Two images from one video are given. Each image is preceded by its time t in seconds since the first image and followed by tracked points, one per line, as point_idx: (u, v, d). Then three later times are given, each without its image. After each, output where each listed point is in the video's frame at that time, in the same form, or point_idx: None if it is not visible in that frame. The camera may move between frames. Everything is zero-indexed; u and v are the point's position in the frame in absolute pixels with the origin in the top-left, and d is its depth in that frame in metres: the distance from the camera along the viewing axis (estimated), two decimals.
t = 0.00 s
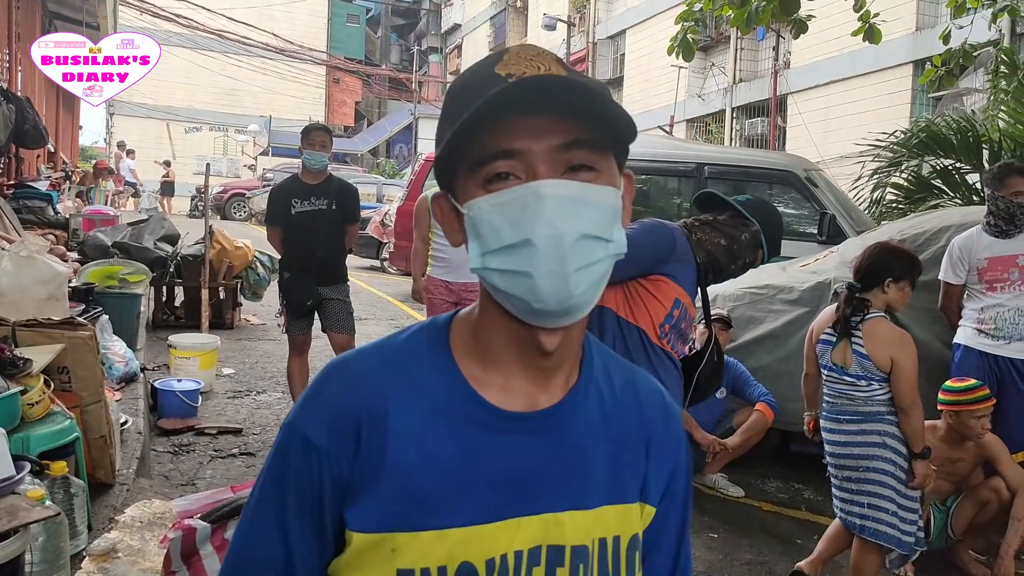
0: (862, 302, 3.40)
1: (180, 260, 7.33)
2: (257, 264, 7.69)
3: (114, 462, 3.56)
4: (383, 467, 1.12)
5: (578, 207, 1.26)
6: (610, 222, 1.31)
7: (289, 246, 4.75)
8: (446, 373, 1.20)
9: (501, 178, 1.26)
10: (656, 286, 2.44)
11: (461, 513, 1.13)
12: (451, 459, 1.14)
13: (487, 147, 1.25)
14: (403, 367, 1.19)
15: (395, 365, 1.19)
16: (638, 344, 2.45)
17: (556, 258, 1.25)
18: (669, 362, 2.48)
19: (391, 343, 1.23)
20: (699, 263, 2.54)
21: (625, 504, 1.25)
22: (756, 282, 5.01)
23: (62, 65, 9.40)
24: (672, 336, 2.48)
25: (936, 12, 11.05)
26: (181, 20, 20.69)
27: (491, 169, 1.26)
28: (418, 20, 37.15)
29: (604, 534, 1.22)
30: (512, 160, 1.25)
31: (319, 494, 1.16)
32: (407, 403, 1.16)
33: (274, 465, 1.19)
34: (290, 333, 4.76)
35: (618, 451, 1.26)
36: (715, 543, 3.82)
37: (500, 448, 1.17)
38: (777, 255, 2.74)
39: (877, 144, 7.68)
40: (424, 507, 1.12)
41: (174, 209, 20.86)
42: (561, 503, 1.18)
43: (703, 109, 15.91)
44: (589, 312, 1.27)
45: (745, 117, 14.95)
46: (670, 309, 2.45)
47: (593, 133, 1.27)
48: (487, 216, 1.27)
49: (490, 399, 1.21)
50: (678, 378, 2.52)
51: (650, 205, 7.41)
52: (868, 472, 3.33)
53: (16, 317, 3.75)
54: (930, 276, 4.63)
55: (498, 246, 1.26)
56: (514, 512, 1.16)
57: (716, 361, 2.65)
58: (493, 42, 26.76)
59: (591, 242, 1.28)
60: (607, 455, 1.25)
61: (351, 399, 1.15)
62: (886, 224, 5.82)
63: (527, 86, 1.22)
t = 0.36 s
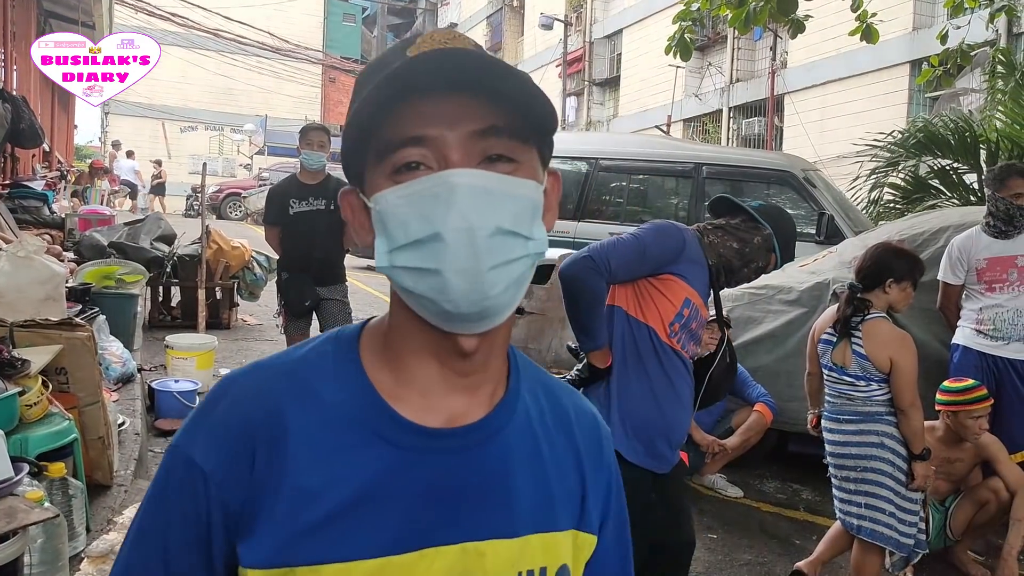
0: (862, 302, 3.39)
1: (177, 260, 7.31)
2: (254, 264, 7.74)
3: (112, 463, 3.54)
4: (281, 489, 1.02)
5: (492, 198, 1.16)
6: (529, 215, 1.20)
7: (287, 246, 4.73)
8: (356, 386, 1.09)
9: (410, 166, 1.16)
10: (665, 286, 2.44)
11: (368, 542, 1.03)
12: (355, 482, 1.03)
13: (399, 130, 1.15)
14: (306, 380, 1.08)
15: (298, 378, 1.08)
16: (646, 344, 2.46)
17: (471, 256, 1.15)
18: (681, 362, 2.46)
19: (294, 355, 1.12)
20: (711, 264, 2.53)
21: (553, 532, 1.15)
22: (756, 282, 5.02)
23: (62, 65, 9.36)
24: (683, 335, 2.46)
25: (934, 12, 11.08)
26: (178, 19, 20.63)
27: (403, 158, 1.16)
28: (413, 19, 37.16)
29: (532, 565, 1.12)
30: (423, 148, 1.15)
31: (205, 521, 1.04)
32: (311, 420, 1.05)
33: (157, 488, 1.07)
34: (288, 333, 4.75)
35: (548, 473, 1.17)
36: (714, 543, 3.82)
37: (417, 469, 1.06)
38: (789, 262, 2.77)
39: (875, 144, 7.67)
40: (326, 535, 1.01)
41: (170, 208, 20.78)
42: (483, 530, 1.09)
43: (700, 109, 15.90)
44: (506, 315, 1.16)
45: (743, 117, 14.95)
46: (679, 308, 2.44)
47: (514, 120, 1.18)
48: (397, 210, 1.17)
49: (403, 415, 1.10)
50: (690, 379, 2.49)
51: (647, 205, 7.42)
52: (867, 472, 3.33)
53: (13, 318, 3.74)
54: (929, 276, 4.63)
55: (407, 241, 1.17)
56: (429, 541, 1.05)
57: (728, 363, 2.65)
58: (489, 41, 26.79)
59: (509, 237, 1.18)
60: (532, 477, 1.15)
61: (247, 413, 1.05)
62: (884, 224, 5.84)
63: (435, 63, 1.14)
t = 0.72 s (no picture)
0: (861, 302, 3.39)
1: (175, 260, 7.29)
2: (252, 264, 7.73)
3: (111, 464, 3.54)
4: (249, 527, 0.92)
5: (455, 185, 1.11)
6: (487, 198, 1.16)
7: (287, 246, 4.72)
8: (308, 402, 1.00)
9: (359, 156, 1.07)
10: (655, 291, 2.44)
11: (349, 566, 0.96)
12: (331, 502, 0.96)
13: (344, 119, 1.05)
14: (249, 401, 0.98)
15: (242, 402, 0.98)
16: (638, 350, 2.46)
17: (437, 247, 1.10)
18: (673, 366, 2.45)
19: (229, 377, 1.01)
20: (706, 267, 2.53)
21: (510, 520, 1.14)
22: (756, 282, 5.03)
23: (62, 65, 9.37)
24: (674, 340, 2.46)
25: (933, 12, 11.10)
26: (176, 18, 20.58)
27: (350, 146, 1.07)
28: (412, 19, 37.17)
29: (501, 556, 1.11)
30: (368, 131, 1.06)
31: None
32: (265, 447, 0.96)
33: (88, 556, 0.92)
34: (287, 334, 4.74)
35: (499, 465, 1.16)
36: (714, 544, 3.82)
37: (387, 482, 1.00)
38: (795, 259, 2.73)
39: (874, 144, 7.67)
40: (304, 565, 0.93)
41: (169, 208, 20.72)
42: (459, 532, 1.05)
43: (699, 109, 15.90)
44: (467, 308, 1.13)
45: (742, 117, 14.96)
46: (669, 314, 2.43)
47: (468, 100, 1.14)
48: (344, 201, 1.09)
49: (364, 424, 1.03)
50: (683, 384, 2.49)
51: (646, 205, 7.43)
52: (865, 472, 3.33)
53: (12, 318, 3.73)
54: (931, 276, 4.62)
55: (361, 235, 1.09)
56: (407, 553, 1.00)
57: (723, 365, 2.65)
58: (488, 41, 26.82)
59: (469, 223, 1.13)
60: (489, 472, 1.13)
61: (195, 449, 0.94)
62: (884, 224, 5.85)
63: (386, 40, 1.04)
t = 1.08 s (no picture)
0: (866, 302, 3.39)
1: (176, 260, 7.28)
2: (253, 264, 7.73)
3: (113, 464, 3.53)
4: (293, 559, 0.85)
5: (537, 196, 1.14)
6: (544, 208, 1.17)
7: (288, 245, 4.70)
8: (317, 420, 0.92)
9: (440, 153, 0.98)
10: (653, 288, 2.42)
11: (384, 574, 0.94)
12: (365, 517, 0.92)
13: (426, 110, 0.94)
14: (259, 425, 0.88)
15: (250, 430, 0.87)
16: (639, 348, 2.44)
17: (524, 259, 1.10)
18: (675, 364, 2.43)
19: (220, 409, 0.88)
20: (706, 263, 2.51)
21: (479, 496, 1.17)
22: (759, 282, 5.03)
23: (62, 65, 9.38)
24: (674, 337, 2.42)
25: (933, 12, 11.11)
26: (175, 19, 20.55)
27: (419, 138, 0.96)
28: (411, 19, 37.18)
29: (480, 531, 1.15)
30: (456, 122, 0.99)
31: None
32: (288, 474, 0.88)
33: None
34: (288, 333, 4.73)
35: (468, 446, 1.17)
36: (719, 544, 3.81)
37: (403, 484, 0.98)
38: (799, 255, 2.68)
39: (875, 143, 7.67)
40: None
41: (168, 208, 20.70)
42: (456, 517, 1.07)
43: (699, 109, 15.89)
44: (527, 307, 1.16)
45: (742, 117, 14.95)
46: (668, 311, 2.41)
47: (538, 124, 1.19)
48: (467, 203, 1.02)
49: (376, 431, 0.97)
50: (687, 381, 2.46)
51: (648, 205, 7.43)
52: (873, 473, 3.31)
53: (13, 318, 3.72)
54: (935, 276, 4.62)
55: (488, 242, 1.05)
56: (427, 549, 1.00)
57: (728, 363, 2.62)
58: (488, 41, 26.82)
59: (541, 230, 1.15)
60: (462, 455, 1.13)
61: (222, 492, 0.82)
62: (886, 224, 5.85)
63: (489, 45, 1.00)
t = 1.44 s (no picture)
0: (869, 302, 3.39)
1: (176, 260, 7.28)
2: (254, 264, 7.74)
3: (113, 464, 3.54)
4: (236, 539, 0.88)
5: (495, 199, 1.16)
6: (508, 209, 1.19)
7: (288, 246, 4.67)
8: (284, 410, 0.97)
9: (330, 166, 1.01)
10: (653, 287, 2.42)
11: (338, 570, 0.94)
12: (322, 509, 0.94)
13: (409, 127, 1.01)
14: (224, 408, 0.94)
15: (216, 415, 0.93)
16: (640, 347, 2.43)
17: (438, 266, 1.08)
18: (677, 362, 2.43)
19: (193, 393, 0.94)
20: (704, 262, 2.51)
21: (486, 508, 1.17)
22: (760, 282, 5.03)
23: (62, 65, 9.37)
24: (675, 336, 2.43)
25: (934, 12, 11.10)
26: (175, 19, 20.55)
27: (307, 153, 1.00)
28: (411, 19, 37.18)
29: (481, 543, 1.13)
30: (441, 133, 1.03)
31: None
32: (246, 457, 0.91)
33: None
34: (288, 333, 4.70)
35: (471, 457, 1.16)
36: (718, 544, 3.81)
37: (371, 482, 0.99)
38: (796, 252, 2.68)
39: (875, 144, 7.68)
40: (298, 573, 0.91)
41: (168, 208, 20.71)
42: (441, 526, 1.06)
43: (700, 109, 15.90)
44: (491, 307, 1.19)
45: (743, 117, 14.96)
46: (668, 309, 2.41)
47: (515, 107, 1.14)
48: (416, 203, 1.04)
49: (345, 426, 1.00)
50: (688, 380, 2.47)
51: (648, 205, 7.43)
52: (876, 472, 3.31)
53: (14, 318, 3.73)
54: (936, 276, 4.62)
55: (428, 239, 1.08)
56: (395, 551, 1.00)
57: (727, 360, 2.61)
58: (488, 41, 26.83)
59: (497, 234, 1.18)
60: (462, 462, 1.14)
61: (173, 467, 0.87)
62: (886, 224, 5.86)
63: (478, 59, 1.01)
